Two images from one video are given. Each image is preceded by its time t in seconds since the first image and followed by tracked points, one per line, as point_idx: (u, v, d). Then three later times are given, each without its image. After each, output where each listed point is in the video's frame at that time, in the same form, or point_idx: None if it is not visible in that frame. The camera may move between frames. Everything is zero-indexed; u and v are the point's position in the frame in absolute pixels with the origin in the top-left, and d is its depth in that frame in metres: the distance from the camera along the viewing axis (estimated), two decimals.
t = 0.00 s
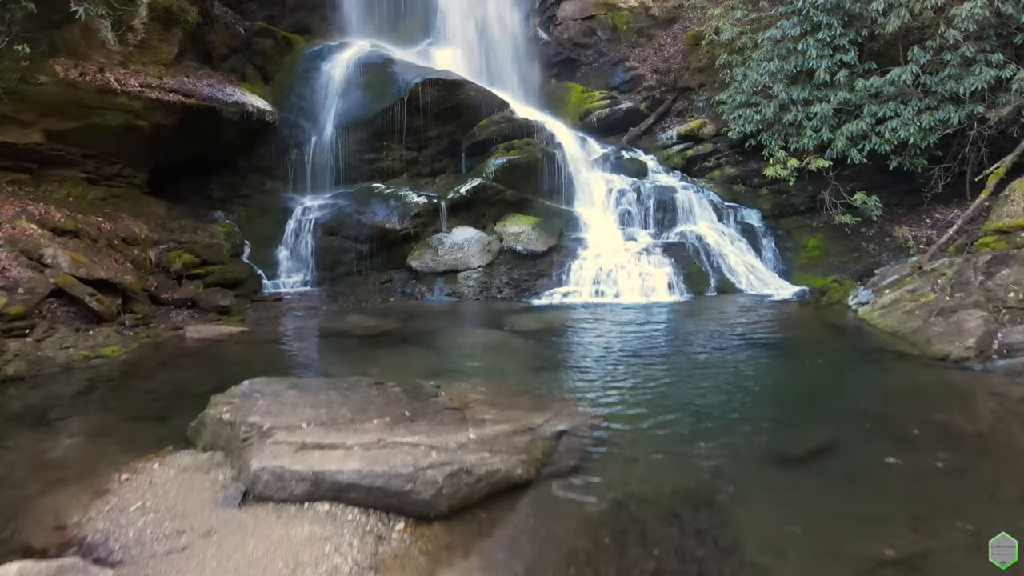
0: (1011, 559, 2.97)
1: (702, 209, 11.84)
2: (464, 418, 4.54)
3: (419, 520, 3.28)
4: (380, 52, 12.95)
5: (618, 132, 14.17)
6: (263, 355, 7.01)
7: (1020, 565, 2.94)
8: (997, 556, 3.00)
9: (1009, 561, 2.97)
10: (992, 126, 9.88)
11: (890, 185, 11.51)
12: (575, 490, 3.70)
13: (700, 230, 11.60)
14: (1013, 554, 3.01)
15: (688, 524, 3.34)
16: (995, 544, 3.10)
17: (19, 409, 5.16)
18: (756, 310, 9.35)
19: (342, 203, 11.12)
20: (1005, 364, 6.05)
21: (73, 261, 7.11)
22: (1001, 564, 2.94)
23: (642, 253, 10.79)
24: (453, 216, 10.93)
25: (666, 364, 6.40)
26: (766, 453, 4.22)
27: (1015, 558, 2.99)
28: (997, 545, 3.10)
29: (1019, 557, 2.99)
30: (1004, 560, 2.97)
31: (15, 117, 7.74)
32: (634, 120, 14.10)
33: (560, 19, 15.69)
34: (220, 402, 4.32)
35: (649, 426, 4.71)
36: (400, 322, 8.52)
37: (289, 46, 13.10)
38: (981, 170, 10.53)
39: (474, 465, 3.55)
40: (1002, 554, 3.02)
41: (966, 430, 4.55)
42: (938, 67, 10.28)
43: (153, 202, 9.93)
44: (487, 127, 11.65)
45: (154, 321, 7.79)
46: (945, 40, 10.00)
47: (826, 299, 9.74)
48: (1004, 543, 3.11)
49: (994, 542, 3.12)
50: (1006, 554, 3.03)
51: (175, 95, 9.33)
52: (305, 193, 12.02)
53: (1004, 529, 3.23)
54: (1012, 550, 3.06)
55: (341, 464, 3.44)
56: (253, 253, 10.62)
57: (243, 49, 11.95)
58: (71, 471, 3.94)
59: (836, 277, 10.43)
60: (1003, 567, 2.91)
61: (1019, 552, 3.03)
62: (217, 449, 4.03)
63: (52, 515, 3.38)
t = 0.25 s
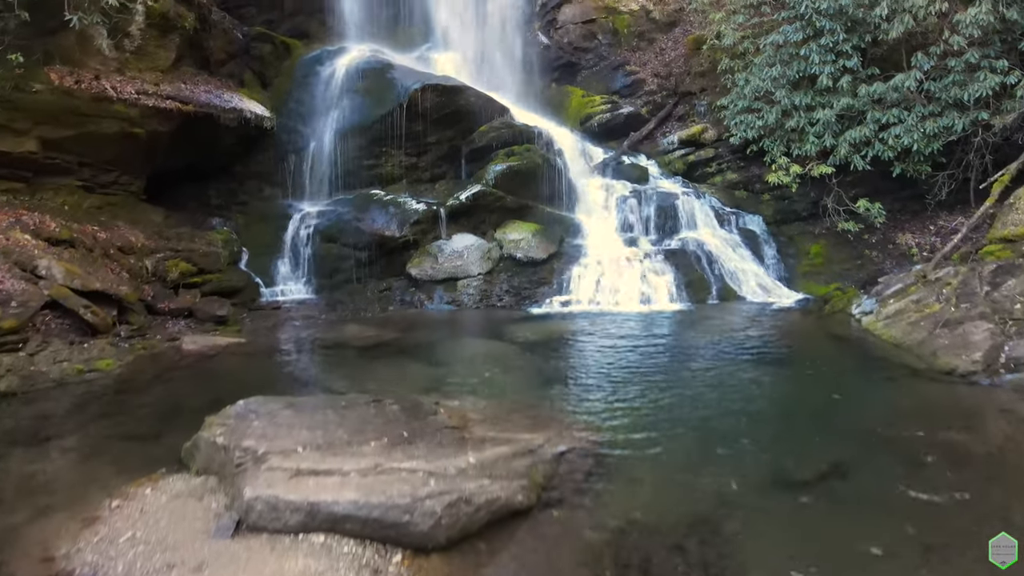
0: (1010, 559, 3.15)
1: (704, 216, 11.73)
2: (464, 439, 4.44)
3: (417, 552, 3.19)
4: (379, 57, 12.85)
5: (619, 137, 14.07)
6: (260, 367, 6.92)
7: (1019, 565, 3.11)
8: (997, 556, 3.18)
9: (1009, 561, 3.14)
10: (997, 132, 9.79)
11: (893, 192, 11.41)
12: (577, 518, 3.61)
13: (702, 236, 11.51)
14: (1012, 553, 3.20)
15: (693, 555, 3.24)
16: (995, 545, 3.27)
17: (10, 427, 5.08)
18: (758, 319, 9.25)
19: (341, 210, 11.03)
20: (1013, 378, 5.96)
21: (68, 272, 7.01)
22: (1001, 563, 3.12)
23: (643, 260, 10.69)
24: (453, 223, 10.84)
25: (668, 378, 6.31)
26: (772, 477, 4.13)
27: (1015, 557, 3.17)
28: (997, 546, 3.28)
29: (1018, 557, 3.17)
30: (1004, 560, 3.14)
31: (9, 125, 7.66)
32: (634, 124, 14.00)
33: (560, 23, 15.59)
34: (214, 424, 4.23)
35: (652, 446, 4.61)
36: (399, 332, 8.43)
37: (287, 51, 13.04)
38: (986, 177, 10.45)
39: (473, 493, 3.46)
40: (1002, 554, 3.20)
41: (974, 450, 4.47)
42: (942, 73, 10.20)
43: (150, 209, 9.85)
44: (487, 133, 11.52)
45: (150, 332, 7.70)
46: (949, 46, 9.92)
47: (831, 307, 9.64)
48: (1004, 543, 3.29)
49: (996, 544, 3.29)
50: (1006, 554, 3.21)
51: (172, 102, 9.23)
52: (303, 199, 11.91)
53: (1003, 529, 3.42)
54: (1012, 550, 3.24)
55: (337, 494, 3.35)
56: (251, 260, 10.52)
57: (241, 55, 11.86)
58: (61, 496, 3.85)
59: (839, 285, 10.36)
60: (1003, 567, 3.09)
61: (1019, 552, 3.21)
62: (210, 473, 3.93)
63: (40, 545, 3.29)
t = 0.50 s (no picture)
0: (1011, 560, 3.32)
1: (705, 222, 11.64)
2: (462, 461, 4.36)
3: None
4: (378, 62, 12.76)
5: (620, 141, 13.94)
6: (257, 380, 6.83)
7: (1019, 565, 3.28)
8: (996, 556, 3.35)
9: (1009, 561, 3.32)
10: (1001, 139, 9.71)
11: (896, 198, 11.32)
12: (578, 546, 3.53)
13: (703, 243, 11.41)
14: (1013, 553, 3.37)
15: None
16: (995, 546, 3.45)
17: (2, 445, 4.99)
18: (761, 328, 9.17)
19: (340, 217, 10.93)
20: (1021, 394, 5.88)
21: (62, 284, 6.91)
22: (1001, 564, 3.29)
23: (644, 268, 10.61)
24: (453, 230, 10.75)
25: (670, 392, 6.22)
26: (778, 501, 4.04)
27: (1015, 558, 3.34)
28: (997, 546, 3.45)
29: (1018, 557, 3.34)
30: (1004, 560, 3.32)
31: (4, 134, 7.59)
32: (635, 129, 13.90)
33: (560, 27, 15.48)
34: (208, 446, 4.15)
35: (654, 467, 4.53)
36: (397, 342, 8.34)
37: (285, 57, 12.89)
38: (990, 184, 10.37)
39: (472, 523, 3.38)
40: (1002, 554, 3.38)
41: (983, 471, 4.39)
42: (946, 79, 10.11)
43: (147, 217, 9.76)
44: (487, 139, 11.48)
45: (146, 343, 7.61)
46: (953, 52, 9.84)
47: (834, 315, 9.56)
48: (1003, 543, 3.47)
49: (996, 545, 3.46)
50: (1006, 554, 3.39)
51: (169, 109, 9.13)
52: (303, 205, 11.81)
53: (1004, 529, 3.60)
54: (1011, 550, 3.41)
55: (332, 525, 3.26)
56: (249, 267, 10.44)
57: (239, 60, 11.76)
58: (52, 522, 3.77)
59: (842, 293, 10.27)
60: (1003, 567, 3.26)
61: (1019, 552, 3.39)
62: (203, 498, 3.84)
63: None
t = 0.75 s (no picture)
0: (1011, 559, 3.49)
1: (706, 228, 11.57)
2: (461, 482, 4.28)
3: None
4: (378, 68, 12.69)
5: (620, 146, 13.83)
6: (254, 392, 6.75)
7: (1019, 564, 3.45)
8: (997, 556, 3.53)
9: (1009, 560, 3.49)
10: (1005, 146, 9.64)
11: (898, 204, 11.25)
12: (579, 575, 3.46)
13: (704, 249, 11.34)
14: (1013, 553, 3.54)
15: None
16: (995, 545, 3.63)
17: None
18: (762, 337, 9.09)
19: (338, 224, 10.86)
20: None
21: (57, 295, 6.83)
22: (1001, 563, 3.46)
23: (645, 275, 10.53)
24: (452, 236, 10.68)
25: (671, 405, 6.15)
26: (782, 523, 3.97)
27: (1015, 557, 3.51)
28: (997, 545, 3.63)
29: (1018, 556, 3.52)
30: (1004, 560, 3.49)
31: None
32: (636, 134, 13.82)
33: (561, 31, 15.39)
34: (202, 469, 4.08)
35: (656, 487, 4.45)
36: (396, 352, 8.26)
37: (284, 62, 12.79)
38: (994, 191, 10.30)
39: (471, 554, 3.31)
40: (1002, 553, 3.55)
41: (989, 491, 4.34)
42: (949, 85, 10.04)
43: (144, 224, 9.69)
44: (487, 144, 11.41)
45: (142, 354, 7.53)
46: (956, 58, 9.76)
47: (836, 323, 9.48)
48: (1003, 542, 3.65)
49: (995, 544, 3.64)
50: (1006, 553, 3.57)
51: (165, 116, 9.03)
52: (301, 211, 11.72)
53: (1003, 530, 3.80)
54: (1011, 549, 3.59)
55: (327, 556, 3.18)
56: (247, 275, 10.36)
57: (237, 65, 11.67)
58: (42, 547, 3.69)
59: (844, 300, 10.20)
60: (1004, 567, 3.43)
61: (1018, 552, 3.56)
62: (196, 523, 3.75)
63: None
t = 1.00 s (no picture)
0: (1010, 559, 3.68)
1: (707, 235, 11.49)
2: (460, 503, 4.21)
3: None
4: (377, 72, 12.61)
5: (620, 152, 13.76)
6: (251, 404, 6.67)
7: (1019, 564, 3.63)
8: (996, 556, 3.71)
9: (1008, 559, 3.67)
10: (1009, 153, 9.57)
11: (900, 211, 11.18)
12: None
13: (705, 256, 11.26)
14: (1012, 553, 3.72)
15: None
16: (995, 545, 3.82)
17: None
18: (764, 346, 9.02)
19: (337, 230, 10.78)
20: None
21: (51, 306, 6.75)
22: (1000, 563, 3.64)
23: (646, 282, 10.45)
24: (452, 243, 10.60)
25: (672, 420, 6.07)
26: (787, 546, 3.89)
27: (1015, 557, 3.69)
28: (996, 545, 3.82)
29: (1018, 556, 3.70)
30: (1003, 559, 3.67)
31: None
32: (637, 139, 13.73)
33: (560, 35, 15.28)
34: (195, 491, 4.01)
35: (658, 507, 4.38)
36: (395, 362, 8.19)
37: (282, 67, 12.71)
38: (998, 198, 10.23)
39: None
40: (1001, 552, 3.74)
41: (996, 510, 4.27)
42: (953, 91, 9.97)
43: (141, 232, 9.60)
44: (487, 151, 11.33)
45: (138, 364, 7.44)
46: (960, 64, 9.69)
47: (839, 332, 9.39)
48: (1003, 542, 3.83)
49: (995, 544, 3.83)
50: (1006, 552, 3.75)
51: (162, 123, 8.97)
52: (300, 218, 11.64)
53: (1004, 530, 4.00)
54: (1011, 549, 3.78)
55: None
56: (245, 282, 10.29)
57: (235, 70, 11.60)
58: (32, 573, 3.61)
59: (846, 308, 10.12)
60: (1004, 566, 3.61)
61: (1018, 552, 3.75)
62: (189, 549, 3.63)
63: None
